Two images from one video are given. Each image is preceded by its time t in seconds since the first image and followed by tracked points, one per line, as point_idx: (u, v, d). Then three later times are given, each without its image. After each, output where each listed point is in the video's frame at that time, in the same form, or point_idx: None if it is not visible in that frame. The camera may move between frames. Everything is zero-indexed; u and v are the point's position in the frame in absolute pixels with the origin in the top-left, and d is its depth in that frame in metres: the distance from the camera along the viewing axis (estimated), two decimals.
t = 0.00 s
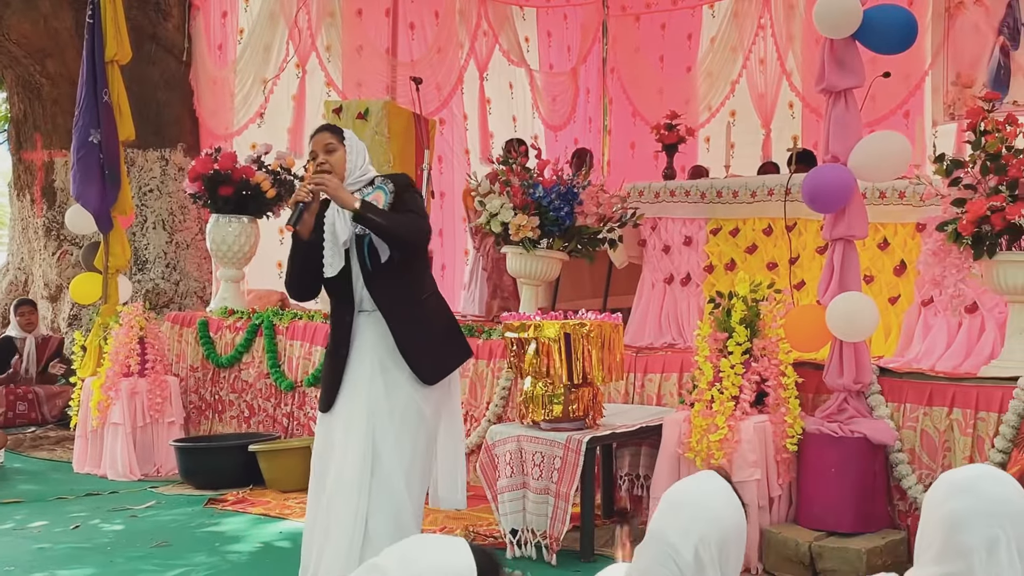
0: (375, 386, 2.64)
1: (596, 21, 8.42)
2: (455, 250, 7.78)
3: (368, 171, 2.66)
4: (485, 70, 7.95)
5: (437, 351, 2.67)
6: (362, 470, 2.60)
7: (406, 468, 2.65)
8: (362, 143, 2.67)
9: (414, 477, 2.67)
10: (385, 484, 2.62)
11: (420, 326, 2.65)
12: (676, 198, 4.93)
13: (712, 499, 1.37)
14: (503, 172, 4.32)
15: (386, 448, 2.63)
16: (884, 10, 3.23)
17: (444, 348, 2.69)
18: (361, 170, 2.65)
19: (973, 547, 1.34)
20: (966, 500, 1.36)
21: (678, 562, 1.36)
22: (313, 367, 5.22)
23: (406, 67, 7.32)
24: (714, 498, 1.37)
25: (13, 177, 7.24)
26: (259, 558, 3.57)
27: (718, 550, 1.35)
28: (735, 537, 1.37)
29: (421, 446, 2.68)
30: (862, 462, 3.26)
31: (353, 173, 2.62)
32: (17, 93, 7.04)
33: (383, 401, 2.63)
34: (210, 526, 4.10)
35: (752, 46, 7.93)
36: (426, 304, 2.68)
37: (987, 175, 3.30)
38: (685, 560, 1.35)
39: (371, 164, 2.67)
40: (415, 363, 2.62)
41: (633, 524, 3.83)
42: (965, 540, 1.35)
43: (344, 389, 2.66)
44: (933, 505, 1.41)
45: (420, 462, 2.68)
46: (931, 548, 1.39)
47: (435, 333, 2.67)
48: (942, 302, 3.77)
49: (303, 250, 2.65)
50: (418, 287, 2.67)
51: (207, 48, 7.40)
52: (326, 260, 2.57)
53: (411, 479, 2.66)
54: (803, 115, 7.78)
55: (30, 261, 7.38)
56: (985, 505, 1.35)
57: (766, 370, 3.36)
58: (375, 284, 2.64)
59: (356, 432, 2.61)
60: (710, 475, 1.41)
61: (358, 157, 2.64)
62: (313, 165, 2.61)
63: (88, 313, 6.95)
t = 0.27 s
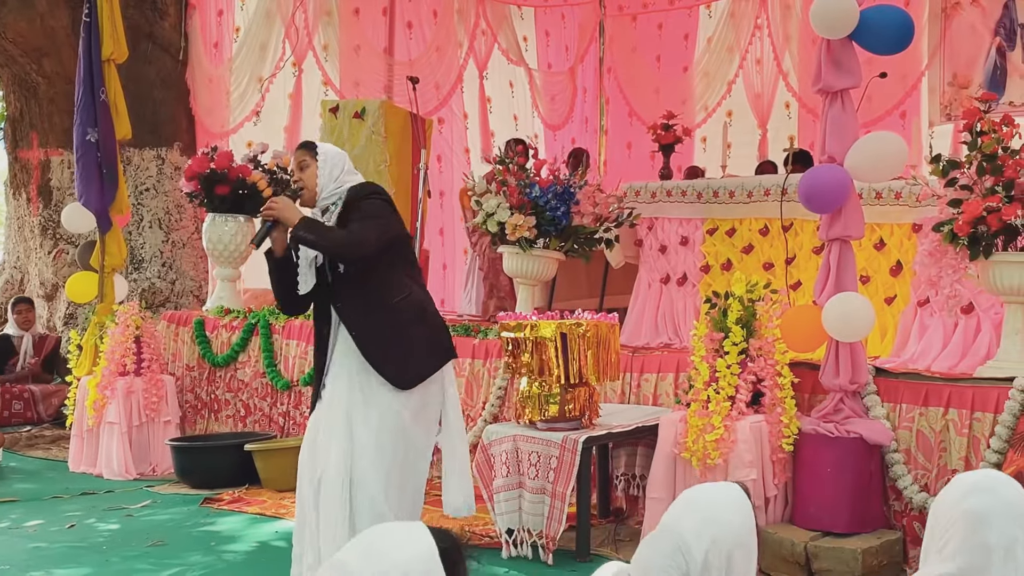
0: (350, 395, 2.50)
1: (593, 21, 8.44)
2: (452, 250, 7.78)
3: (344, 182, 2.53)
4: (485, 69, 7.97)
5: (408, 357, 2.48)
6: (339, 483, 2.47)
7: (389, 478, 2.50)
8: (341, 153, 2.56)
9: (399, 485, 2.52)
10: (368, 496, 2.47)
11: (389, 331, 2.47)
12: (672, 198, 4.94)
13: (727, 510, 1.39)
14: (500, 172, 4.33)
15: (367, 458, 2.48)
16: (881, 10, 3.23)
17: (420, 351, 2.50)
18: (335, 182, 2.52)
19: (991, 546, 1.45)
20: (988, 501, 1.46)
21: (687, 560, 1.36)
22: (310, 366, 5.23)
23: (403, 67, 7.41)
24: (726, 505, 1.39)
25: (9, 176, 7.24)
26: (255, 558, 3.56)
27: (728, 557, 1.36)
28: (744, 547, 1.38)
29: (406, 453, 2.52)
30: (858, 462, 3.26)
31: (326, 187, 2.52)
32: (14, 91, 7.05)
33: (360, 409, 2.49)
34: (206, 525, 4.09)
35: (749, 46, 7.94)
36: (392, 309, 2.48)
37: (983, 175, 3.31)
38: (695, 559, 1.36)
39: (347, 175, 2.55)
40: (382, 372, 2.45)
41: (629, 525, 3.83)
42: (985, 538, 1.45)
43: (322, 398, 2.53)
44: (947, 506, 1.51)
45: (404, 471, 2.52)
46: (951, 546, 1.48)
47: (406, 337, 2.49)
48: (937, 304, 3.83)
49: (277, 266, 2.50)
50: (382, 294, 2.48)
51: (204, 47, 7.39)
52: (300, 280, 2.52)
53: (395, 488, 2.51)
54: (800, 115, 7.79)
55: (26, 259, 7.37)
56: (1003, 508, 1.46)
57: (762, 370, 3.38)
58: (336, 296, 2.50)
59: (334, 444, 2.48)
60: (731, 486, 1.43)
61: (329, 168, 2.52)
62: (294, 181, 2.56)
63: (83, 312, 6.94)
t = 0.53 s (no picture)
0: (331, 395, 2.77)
1: (594, 21, 8.45)
2: (452, 250, 7.79)
3: (338, 170, 2.76)
4: (488, 67, 7.94)
5: (368, 347, 2.71)
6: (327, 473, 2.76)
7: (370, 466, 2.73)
8: (346, 141, 2.79)
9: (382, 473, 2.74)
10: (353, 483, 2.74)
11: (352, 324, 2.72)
12: (673, 198, 4.93)
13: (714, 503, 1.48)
14: (500, 172, 4.32)
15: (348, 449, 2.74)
16: (881, 10, 3.23)
17: (383, 342, 2.71)
18: (328, 169, 2.76)
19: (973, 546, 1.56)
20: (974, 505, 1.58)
21: (680, 561, 1.45)
22: (310, 365, 5.23)
23: (403, 65, 7.39)
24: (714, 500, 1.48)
25: (10, 174, 7.23)
26: (254, 557, 3.56)
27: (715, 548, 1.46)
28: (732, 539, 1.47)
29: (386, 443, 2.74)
30: (858, 462, 3.26)
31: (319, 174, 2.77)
32: (14, 90, 7.06)
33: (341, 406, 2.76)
34: (205, 524, 4.09)
35: (749, 46, 7.94)
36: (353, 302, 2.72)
37: (983, 176, 3.31)
38: (687, 556, 1.44)
39: (344, 164, 2.77)
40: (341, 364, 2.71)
41: (629, 524, 3.82)
42: (967, 541, 1.57)
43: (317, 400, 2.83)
44: (934, 506, 1.63)
45: (386, 459, 2.74)
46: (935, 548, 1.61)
47: (368, 328, 2.72)
48: (937, 304, 3.84)
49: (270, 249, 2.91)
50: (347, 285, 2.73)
51: (204, 45, 7.39)
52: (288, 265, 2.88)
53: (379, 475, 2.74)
54: (800, 115, 7.78)
55: (26, 258, 7.37)
56: (989, 509, 1.57)
57: (762, 370, 3.37)
58: (308, 286, 2.79)
59: (320, 438, 2.77)
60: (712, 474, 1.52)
61: (325, 157, 2.76)
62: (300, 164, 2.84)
63: (84, 311, 6.93)
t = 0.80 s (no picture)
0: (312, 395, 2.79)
1: (597, 20, 8.44)
2: (455, 249, 7.79)
3: (331, 171, 2.77)
4: (492, 66, 7.87)
5: (340, 351, 2.70)
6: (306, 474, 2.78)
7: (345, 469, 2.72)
8: (342, 141, 2.78)
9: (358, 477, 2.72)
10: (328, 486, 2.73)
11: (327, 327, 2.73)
12: (675, 198, 4.93)
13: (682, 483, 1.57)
14: (502, 171, 4.31)
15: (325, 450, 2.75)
16: (884, 11, 3.23)
17: (353, 346, 2.69)
18: (322, 169, 2.79)
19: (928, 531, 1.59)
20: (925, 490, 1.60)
21: (663, 537, 1.53)
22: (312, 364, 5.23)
23: (406, 65, 7.39)
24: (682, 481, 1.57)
25: (12, 172, 7.25)
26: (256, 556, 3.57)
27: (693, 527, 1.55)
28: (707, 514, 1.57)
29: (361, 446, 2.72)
30: (860, 462, 3.25)
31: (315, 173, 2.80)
32: (17, 88, 7.07)
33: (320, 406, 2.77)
34: (207, 523, 4.09)
35: (752, 46, 7.94)
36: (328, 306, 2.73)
37: (986, 176, 3.30)
38: (669, 533, 1.53)
39: (337, 165, 2.78)
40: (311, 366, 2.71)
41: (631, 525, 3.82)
42: (925, 524, 1.60)
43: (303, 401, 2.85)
44: (895, 492, 1.66)
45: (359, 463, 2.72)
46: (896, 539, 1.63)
47: (341, 332, 2.71)
48: (940, 304, 3.78)
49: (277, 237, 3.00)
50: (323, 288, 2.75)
51: (208, 45, 7.38)
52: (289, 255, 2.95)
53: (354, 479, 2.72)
54: (802, 115, 7.78)
55: (29, 257, 7.38)
56: (945, 492, 1.60)
57: (765, 370, 3.37)
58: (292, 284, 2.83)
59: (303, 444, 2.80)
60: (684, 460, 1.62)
61: (319, 157, 2.78)
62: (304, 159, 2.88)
63: (86, 310, 6.94)
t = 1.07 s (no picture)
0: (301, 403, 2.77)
1: (603, 20, 8.43)
2: (459, 248, 7.80)
3: (323, 178, 2.78)
4: (498, 66, 7.91)
5: (332, 365, 2.69)
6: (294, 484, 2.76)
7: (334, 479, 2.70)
8: (331, 147, 2.75)
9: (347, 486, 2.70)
10: (316, 495, 2.72)
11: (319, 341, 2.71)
12: (679, 197, 4.91)
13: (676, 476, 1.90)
14: (507, 170, 4.32)
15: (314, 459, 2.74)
16: (890, 10, 3.23)
17: (345, 360, 2.68)
18: (316, 175, 2.79)
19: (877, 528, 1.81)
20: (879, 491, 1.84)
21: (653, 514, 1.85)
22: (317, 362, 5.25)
23: (411, 63, 7.54)
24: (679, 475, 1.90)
25: (17, 171, 7.27)
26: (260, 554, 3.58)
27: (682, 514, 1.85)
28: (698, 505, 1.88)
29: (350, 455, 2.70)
30: (864, 462, 3.26)
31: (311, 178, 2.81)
32: (22, 87, 7.09)
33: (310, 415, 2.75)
34: (212, 521, 4.10)
35: (757, 46, 7.94)
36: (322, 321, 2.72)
37: (992, 177, 3.30)
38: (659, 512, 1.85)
39: (328, 171, 2.77)
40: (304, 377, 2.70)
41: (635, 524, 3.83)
42: (873, 521, 1.82)
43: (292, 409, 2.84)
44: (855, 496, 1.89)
45: (348, 473, 2.70)
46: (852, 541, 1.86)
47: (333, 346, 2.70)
48: (946, 304, 3.76)
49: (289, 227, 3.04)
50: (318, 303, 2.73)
51: (213, 44, 7.35)
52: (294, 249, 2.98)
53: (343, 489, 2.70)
54: (807, 115, 7.77)
55: (34, 255, 7.39)
56: (894, 494, 1.82)
57: (769, 370, 3.36)
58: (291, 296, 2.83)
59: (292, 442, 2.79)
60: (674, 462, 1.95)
61: (312, 163, 2.78)
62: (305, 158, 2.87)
63: (91, 308, 6.95)
